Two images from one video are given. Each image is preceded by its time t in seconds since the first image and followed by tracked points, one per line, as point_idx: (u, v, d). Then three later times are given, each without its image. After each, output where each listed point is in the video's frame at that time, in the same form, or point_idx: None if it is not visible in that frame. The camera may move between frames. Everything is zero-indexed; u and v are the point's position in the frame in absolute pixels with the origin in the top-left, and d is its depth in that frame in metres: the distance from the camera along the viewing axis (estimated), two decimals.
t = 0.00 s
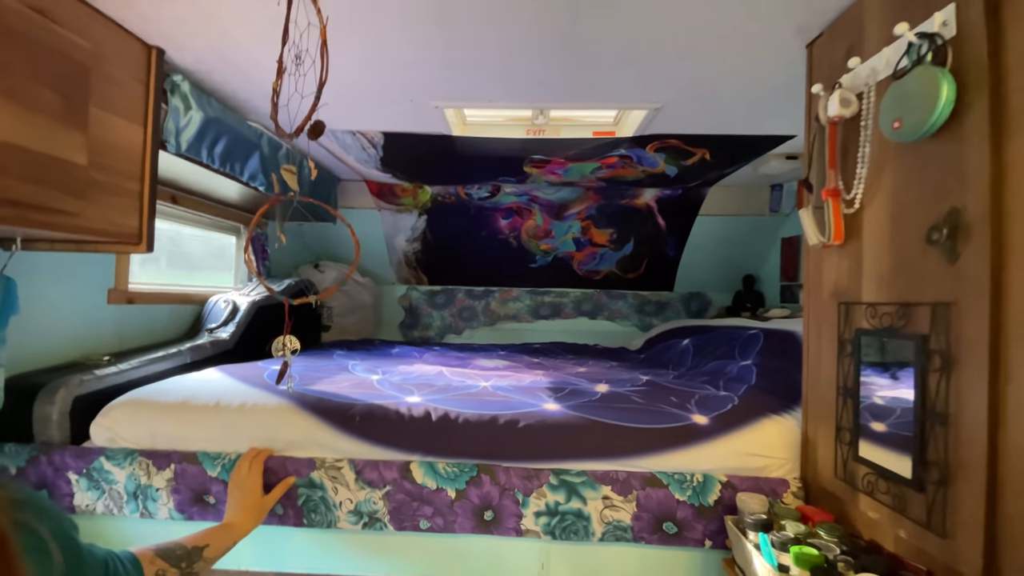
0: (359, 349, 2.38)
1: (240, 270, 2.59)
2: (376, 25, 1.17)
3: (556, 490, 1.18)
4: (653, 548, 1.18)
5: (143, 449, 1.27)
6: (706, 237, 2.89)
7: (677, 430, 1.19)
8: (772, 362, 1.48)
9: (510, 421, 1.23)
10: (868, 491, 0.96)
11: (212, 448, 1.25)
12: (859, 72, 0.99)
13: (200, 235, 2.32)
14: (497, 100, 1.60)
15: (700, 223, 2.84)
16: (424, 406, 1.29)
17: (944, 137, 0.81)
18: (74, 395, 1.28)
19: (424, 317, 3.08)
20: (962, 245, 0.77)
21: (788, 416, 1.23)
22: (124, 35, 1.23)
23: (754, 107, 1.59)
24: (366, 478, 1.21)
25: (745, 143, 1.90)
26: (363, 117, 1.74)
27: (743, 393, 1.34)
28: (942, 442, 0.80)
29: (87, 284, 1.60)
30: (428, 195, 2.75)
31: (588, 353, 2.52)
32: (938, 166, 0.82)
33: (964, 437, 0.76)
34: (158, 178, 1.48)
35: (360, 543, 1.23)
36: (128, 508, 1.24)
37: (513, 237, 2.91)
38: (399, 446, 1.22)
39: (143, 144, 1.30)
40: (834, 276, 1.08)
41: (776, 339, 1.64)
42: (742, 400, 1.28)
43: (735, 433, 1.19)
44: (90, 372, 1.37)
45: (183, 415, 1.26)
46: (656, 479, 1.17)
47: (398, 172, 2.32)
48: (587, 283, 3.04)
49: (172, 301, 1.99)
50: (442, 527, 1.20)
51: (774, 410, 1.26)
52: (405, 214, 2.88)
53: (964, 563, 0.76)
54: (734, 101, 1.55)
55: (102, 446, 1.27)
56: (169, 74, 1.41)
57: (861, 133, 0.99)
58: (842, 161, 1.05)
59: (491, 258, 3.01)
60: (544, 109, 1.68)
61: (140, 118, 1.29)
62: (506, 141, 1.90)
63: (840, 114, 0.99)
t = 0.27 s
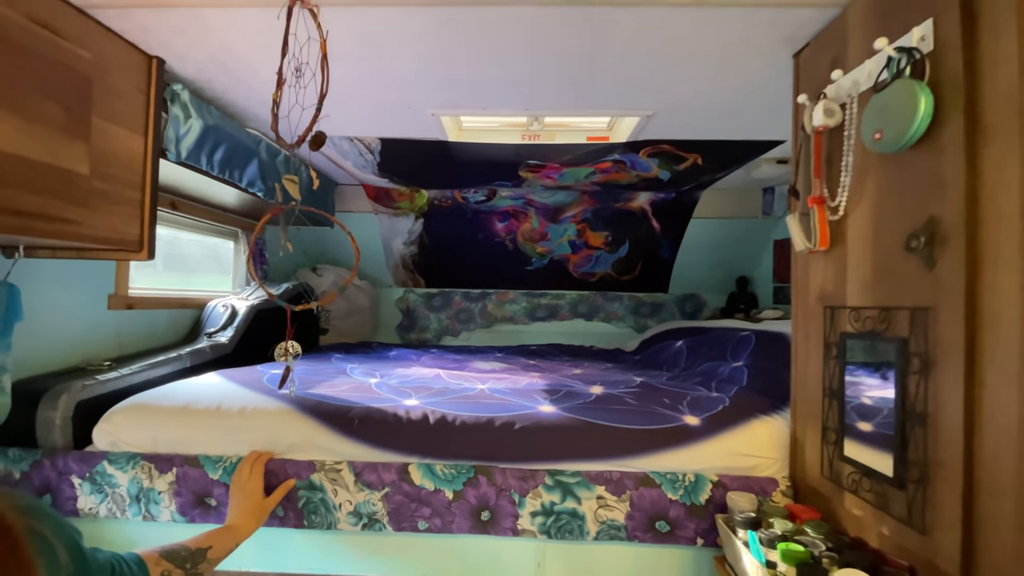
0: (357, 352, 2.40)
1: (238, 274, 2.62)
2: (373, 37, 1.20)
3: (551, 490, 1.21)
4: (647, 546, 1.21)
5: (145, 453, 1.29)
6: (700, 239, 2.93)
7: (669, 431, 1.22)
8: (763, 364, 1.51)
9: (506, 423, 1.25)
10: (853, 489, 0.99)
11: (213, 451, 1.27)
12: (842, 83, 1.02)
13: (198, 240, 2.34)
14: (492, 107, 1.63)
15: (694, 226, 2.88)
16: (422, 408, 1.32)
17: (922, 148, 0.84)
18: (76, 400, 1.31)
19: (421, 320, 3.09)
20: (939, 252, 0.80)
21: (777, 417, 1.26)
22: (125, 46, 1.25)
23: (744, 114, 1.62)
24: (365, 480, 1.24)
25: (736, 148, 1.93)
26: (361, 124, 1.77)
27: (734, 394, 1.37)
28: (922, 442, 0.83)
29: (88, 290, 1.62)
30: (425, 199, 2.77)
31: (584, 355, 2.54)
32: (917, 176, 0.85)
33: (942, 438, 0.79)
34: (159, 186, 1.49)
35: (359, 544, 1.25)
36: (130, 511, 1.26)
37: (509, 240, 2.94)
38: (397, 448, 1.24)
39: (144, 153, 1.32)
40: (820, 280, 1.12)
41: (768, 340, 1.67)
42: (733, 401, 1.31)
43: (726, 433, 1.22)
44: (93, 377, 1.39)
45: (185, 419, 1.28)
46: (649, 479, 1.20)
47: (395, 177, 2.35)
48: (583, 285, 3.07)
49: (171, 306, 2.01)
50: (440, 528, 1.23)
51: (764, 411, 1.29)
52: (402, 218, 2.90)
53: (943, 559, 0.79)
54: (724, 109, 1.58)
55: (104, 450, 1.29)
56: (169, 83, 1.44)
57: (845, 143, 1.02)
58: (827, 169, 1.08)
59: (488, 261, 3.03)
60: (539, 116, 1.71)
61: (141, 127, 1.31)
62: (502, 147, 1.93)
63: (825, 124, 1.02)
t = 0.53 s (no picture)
0: (356, 353, 2.42)
1: (238, 275, 2.64)
2: (374, 44, 1.22)
3: (548, 487, 1.24)
4: (641, 543, 1.24)
5: (148, 453, 1.31)
6: (695, 241, 2.96)
7: (664, 430, 1.25)
8: (756, 364, 1.55)
9: (504, 423, 1.28)
10: (840, 486, 1.02)
11: (215, 451, 1.29)
12: (829, 92, 1.05)
13: (198, 242, 2.36)
14: (490, 112, 1.66)
15: (689, 227, 2.91)
16: (421, 408, 1.34)
17: (904, 155, 0.87)
18: (80, 401, 1.33)
19: (419, 321, 3.10)
20: (920, 256, 0.83)
21: (768, 416, 1.29)
22: (129, 52, 1.27)
23: (737, 120, 1.65)
24: (365, 479, 1.26)
25: (729, 152, 1.97)
26: (360, 128, 1.79)
27: (727, 393, 1.40)
28: (904, 438, 0.86)
29: (90, 292, 1.64)
30: (423, 201, 2.80)
31: (581, 355, 2.57)
32: (899, 182, 0.88)
33: (923, 434, 0.82)
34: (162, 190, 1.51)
35: (359, 542, 1.27)
36: (134, 510, 1.28)
37: (507, 242, 2.97)
38: (397, 447, 1.27)
39: (147, 157, 1.35)
40: (809, 283, 1.15)
41: (760, 340, 1.71)
42: (725, 401, 1.34)
43: (718, 432, 1.25)
44: (95, 378, 1.41)
45: (189, 419, 1.30)
46: (643, 477, 1.23)
47: (394, 179, 2.37)
48: (580, 286, 3.10)
49: (172, 307, 2.03)
50: (439, 525, 1.25)
51: (755, 410, 1.32)
52: (400, 219, 2.93)
53: (925, 551, 0.82)
54: (717, 114, 1.61)
55: (108, 450, 1.31)
56: (172, 88, 1.46)
57: (831, 149, 1.06)
58: (815, 175, 1.12)
59: (486, 262, 3.06)
60: (535, 120, 1.74)
61: (144, 133, 1.34)
62: (499, 150, 1.96)
63: (812, 131, 1.05)
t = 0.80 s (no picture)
0: (356, 353, 2.44)
1: (238, 276, 2.66)
2: (377, 49, 1.25)
3: (547, 485, 1.26)
4: (638, 539, 1.26)
5: (153, 452, 1.33)
6: (692, 242, 2.99)
7: (661, 429, 1.28)
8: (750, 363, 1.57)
9: (504, 421, 1.30)
10: (831, 482, 1.04)
11: (220, 450, 1.31)
12: (821, 98, 1.08)
13: (199, 243, 2.38)
14: (489, 115, 1.68)
15: (686, 228, 2.94)
16: (422, 408, 1.37)
17: (892, 161, 0.90)
18: (85, 401, 1.35)
19: (419, 321, 3.11)
20: (907, 259, 0.86)
21: (762, 414, 1.32)
22: (134, 58, 1.29)
23: (732, 124, 1.68)
24: (368, 477, 1.28)
25: (725, 155, 2.00)
26: (361, 131, 1.81)
27: (722, 392, 1.43)
28: (892, 435, 0.89)
29: (93, 294, 1.66)
30: (422, 203, 2.83)
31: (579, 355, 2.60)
32: (888, 187, 0.91)
33: (911, 431, 0.85)
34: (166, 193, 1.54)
35: (361, 539, 1.30)
36: (139, 508, 1.31)
37: (505, 243, 2.99)
38: (399, 446, 1.29)
39: (152, 161, 1.37)
40: (802, 284, 1.18)
41: (755, 340, 1.73)
42: (720, 400, 1.37)
43: (714, 430, 1.28)
44: (100, 379, 1.43)
45: (194, 418, 1.32)
46: (641, 474, 1.25)
47: (393, 181, 2.39)
48: (578, 287, 3.13)
49: (174, 308, 2.05)
50: (440, 522, 1.27)
51: (750, 408, 1.34)
52: (400, 220, 2.96)
53: (911, 544, 0.85)
54: (713, 118, 1.64)
55: (114, 449, 1.33)
56: (176, 92, 1.48)
57: (823, 155, 1.08)
58: (807, 179, 1.14)
59: (484, 263, 3.08)
60: (534, 124, 1.76)
61: (149, 136, 1.36)
62: (498, 153, 1.98)
63: (804, 136, 1.08)
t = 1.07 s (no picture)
0: (356, 353, 2.46)
1: (238, 277, 2.68)
2: (379, 54, 1.27)
3: (546, 482, 1.28)
4: (636, 535, 1.29)
5: (158, 451, 1.35)
6: (689, 242, 3.02)
7: (659, 427, 1.30)
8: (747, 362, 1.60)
9: (504, 420, 1.33)
10: (825, 478, 1.07)
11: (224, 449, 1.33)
12: (814, 103, 1.10)
13: (200, 244, 2.40)
14: (489, 118, 1.70)
15: (684, 229, 2.97)
16: (423, 407, 1.39)
17: (883, 165, 0.92)
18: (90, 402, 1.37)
19: (418, 321, 3.13)
20: (898, 261, 0.88)
21: (758, 412, 1.34)
22: (137, 62, 1.31)
23: (728, 126, 1.71)
24: (370, 475, 1.30)
25: (721, 157, 2.02)
26: (362, 133, 1.83)
27: (718, 391, 1.46)
28: (883, 432, 0.91)
29: (96, 295, 1.68)
30: (422, 204, 2.86)
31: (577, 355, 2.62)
32: (879, 190, 0.93)
33: (901, 427, 0.88)
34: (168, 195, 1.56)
35: (364, 536, 1.32)
36: (145, 507, 1.32)
37: (504, 243, 3.01)
38: (400, 445, 1.31)
39: (155, 164, 1.38)
40: (796, 285, 1.20)
41: (752, 339, 1.76)
42: (717, 399, 1.39)
43: (710, 428, 1.30)
44: (104, 380, 1.45)
45: (198, 418, 1.34)
46: (639, 471, 1.28)
47: (393, 182, 2.41)
48: (576, 286, 3.15)
49: (175, 309, 2.07)
50: (441, 519, 1.29)
51: (746, 407, 1.37)
52: (400, 221, 2.98)
53: (901, 538, 0.87)
54: (709, 121, 1.66)
55: (118, 448, 1.35)
56: (178, 96, 1.50)
57: (816, 158, 1.11)
58: (801, 181, 1.17)
59: (483, 263, 3.10)
60: (533, 126, 1.79)
61: (152, 140, 1.37)
62: (497, 154, 2.00)
63: (798, 140, 1.10)
